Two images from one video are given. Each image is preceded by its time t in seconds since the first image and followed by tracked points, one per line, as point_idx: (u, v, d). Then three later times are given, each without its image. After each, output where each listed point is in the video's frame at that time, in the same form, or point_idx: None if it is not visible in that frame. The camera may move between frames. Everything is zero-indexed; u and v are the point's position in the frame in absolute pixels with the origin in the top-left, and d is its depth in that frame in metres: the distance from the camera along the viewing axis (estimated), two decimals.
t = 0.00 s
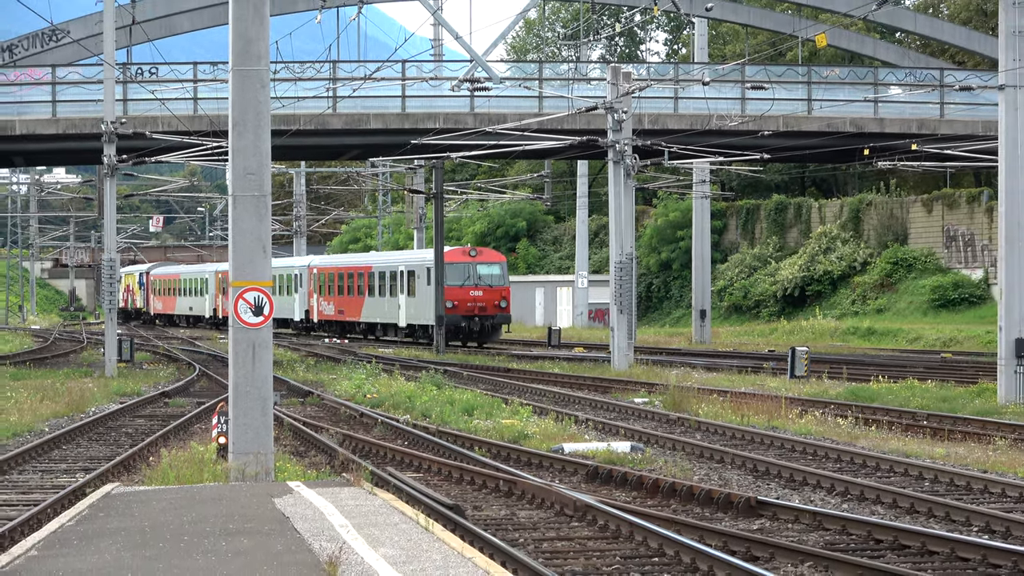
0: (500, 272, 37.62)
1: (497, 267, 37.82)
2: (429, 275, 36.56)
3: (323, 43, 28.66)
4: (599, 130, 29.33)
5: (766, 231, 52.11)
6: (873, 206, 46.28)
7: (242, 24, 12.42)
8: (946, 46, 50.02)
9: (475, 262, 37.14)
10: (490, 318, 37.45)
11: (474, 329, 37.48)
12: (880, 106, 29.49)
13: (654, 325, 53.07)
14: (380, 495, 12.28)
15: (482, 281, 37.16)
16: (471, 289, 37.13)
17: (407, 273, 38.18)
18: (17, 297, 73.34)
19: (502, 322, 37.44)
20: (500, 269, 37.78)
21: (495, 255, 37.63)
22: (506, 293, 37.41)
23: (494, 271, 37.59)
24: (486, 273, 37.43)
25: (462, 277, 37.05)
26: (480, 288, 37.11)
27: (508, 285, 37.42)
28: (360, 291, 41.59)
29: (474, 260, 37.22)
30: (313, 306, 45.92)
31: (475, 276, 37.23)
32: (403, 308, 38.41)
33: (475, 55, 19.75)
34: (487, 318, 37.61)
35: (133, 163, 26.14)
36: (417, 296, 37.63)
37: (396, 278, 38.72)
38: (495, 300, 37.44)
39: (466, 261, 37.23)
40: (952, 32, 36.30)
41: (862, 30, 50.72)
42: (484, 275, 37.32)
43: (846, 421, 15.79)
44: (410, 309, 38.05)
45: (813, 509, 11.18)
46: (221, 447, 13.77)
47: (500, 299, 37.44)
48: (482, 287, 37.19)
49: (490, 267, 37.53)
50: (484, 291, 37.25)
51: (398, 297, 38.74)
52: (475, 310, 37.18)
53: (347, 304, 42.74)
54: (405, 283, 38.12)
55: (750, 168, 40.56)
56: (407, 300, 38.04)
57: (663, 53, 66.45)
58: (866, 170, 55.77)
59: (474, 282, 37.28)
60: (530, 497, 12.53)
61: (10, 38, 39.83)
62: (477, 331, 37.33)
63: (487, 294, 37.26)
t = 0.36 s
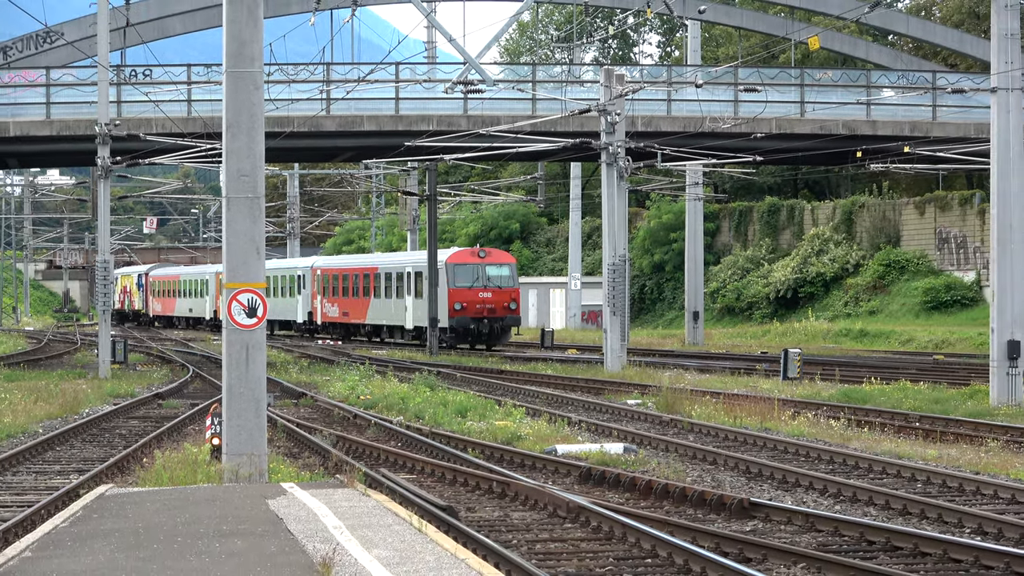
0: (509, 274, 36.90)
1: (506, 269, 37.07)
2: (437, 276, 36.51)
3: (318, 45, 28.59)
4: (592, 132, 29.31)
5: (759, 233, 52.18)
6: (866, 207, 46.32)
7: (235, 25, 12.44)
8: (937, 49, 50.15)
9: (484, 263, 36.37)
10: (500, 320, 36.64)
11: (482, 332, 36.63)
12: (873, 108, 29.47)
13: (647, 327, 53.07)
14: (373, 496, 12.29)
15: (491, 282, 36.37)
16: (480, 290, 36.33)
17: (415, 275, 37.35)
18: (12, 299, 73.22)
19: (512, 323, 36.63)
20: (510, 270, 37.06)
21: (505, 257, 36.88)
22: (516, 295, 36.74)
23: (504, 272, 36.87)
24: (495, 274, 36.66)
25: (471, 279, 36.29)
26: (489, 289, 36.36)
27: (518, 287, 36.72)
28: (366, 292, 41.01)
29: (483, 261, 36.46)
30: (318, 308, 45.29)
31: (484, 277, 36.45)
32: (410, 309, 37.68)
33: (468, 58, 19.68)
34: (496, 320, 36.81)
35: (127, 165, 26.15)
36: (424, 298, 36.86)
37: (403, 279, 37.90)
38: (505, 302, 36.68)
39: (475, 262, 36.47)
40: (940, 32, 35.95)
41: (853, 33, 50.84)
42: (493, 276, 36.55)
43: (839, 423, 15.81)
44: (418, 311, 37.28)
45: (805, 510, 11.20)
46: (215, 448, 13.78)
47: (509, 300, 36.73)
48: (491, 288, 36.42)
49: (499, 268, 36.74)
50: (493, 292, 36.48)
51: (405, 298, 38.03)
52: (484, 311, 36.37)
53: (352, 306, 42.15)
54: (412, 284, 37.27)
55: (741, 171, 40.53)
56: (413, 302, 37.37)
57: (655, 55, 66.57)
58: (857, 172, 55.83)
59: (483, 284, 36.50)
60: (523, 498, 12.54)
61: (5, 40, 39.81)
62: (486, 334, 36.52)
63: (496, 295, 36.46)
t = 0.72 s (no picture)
0: (521, 274, 36.20)
1: (519, 269, 36.31)
2: (448, 277, 36.09)
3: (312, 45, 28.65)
4: (587, 132, 29.28)
5: (755, 233, 52.17)
6: (861, 208, 46.42)
7: (230, 27, 12.46)
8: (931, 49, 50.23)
9: (496, 263, 35.67)
10: (512, 321, 35.88)
11: (494, 333, 35.89)
12: (867, 108, 29.48)
13: (642, 328, 53.04)
14: (369, 497, 12.29)
15: (503, 282, 35.65)
16: (492, 290, 35.66)
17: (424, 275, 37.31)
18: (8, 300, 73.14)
19: (524, 325, 35.88)
20: (522, 270, 36.35)
21: (517, 256, 36.14)
22: (527, 295, 36.06)
23: (516, 272, 36.16)
24: (507, 274, 35.93)
25: (483, 279, 35.66)
26: (501, 290, 35.65)
27: (531, 287, 36.03)
28: (373, 293, 40.32)
29: (495, 261, 35.77)
30: (324, 309, 44.58)
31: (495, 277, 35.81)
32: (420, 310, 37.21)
33: (463, 57, 19.66)
34: (508, 321, 36.06)
35: (122, 167, 26.08)
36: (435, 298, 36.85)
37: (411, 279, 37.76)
38: (516, 303, 35.99)
39: (487, 262, 35.79)
40: (934, 32, 35.95)
41: (848, 33, 50.92)
42: (505, 276, 35.88)
43: (834, 422, 15.81)
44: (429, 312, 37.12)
45: (800, 511, 11.20)
46: (210, 449, 13.78)
47: (521, 301, 36.06)
48: (502, 289, 35.71)
49: (511, 268, 36.05)
50: (505, 293, 35.73)
51: (415, 299, 37.47)
52: (495, 312, 35.67)
53: (359, 307, 41.42)
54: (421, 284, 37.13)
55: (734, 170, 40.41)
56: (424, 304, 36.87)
57: (650, 56, 66.66)
58: (853, 172, 55.94)
59: (495, 284, 35.83)
60: (519, 498, 12.54)
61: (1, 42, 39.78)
62: (498, 336, 35.70)
63: (508, 296, 35.73)
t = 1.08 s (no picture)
0: (538, 275, 35.55)
1: (534, 269, 35.63)
2: (464, 278, 35.33)
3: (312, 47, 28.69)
4: (586, 134, 29.28)
5: (754, 235, 52.16)
6: (860, 209, 46.41)
7: (230, 29, 12.48)
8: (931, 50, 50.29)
9: (512, 264, 34.94)
10: (529, 323, 35.25)
11: (511, 335, 35.29)
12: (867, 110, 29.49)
13: (641, 329, 53.05)
14: (367, 498, 12.29)
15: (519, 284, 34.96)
16: (508, 292, 34.93)
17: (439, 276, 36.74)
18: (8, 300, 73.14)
19: (541, 327, 35.26)
20: (538, 271, 35.69)
21: (533, 257, 35.45)
22: (545, 297, 35.40)
23: (533, 273, 35.52)
24: (523, 275, 35.26)
25: (499, 280, 34.87)
26: (517, 292, 34.98)
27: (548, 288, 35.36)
28: (386, 294, 39.90)
29: (511, 262, 35.02)
30: (333, 311, 44.08)
31: (512, 278, 35.07)
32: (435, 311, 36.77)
33: (463, 60, 19.67)
34: (524, 323, 35.44)
35: (122, 167, 26.08)
36: (449, 299, 36.30)
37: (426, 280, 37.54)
38: (533, 304, 35.32)
39: (503, 263, 35.03)
40: (933, 34, 35.95)
41: (848, 34, 50.95)
42: (522, 278, 35.19)
43: (832, 424, 15.82)
44: (443, 313, 36.52)
45: (799, 512, 11.20)
46: (209, 450, 13.77)
47: (538, 303, 35.40)
48: (519, 290, 35.05)
49: (527, 269, 35.40)
50: (522, 295, 35.06)
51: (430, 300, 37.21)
52: (512, 314, 34.94)
53: (371, 308, 40.97)
54: (436, 285, 36.80)
55: (734, 171, 40.36)
56: (439, 304, 36.59)
57: (649, 57, 66.70)
58: (853, 174, 55.99)
59: (512, 286, 35.11)
60: (518, 499, 12.54)
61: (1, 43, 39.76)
62: (514, 338, 35.24)
63: (525, 297, 35.08)
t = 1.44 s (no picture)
0: (557, 273, 35.16)
1: (553, 268, 35.24)
2: (481, 278, 34.68)
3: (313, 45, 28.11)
4: (588, 133, 29.28)
5: (755, 234, 52.16)
6: (861, 209, 46.43)
7: (231, 27, 12.49)
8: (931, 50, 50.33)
9: (531, 262, 34.52)
10: (548, 323, 34.80)
11: (530, 335, 34.79)
12: (868, 109, 29.47)
13: (642, 329, 53.04)
14: (369, 498, 12.30)
15: (539, 283, 34.54)
16: (527, 291, 34.49)
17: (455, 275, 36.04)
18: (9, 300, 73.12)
19: (561, 326, 34.87)
20: (557, 270, 35.32)
21: (551, 256, 35.06)
22: (564, 296, 35.01)
23: (551, 272, 35.13)
24: (542, 274, 34.85)
25: (518, 279, 34.44)
26: (537, 291, 34.54)
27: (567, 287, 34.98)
28: (401, 294, 38.68)
29: (529, 260, 34.62)
30: (347, 311, 43.00)
31: (530, 277, 34.63)
32: (451, 312, 36.24)
33: (464, 58, 19.63)
34: (544, 323, 35.01)
35: (123, 167, 26.05)
36: (466, 299, 35.53)
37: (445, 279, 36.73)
38: (552, 304, 34.90)
39: (522, 262, 34.58)
40: (935, 33, 35.93)
41: (849, 34, 50.92)
42: (541, 276, 34.77)
43: (834, 423, 15.81)
44: (460, 314, 35.77)
45: (800, 512, 11.21)
46: (210, 449, 13.76)
47: (557, 302, 34.99)
48: (538, 289, 34.64)
49: (545, 268, 34.96)
50: (541, 294, 34.63)
51: (447, 300, 36.60)
52: (531, 314, 34.46)
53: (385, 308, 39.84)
54: (453, 285, 36.04)
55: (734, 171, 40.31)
56: (456, 304, 35.73)
57: (651, 57, 66.71)
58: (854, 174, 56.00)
59: (530, 285, 34.68)
60: (519, 499, 12.55)
61: (2, 43, 39.76)
62: (534, 338, 34.69)
63: (544, 297, 34.66)
